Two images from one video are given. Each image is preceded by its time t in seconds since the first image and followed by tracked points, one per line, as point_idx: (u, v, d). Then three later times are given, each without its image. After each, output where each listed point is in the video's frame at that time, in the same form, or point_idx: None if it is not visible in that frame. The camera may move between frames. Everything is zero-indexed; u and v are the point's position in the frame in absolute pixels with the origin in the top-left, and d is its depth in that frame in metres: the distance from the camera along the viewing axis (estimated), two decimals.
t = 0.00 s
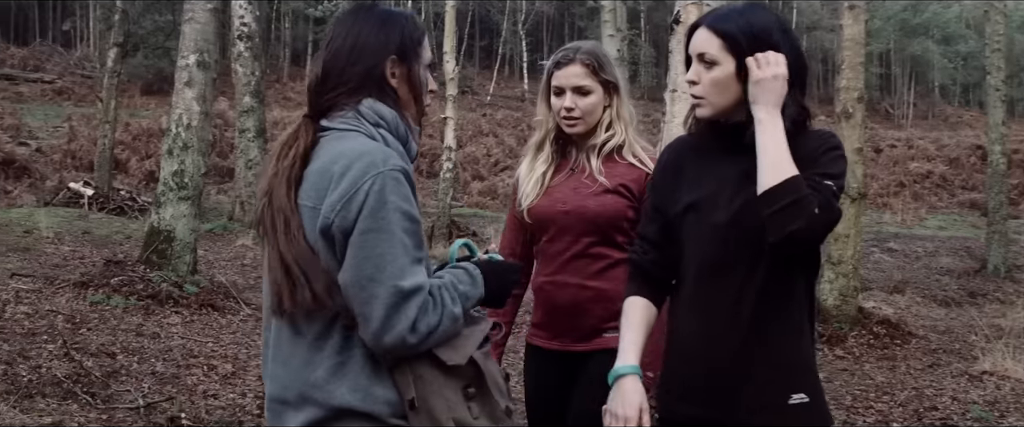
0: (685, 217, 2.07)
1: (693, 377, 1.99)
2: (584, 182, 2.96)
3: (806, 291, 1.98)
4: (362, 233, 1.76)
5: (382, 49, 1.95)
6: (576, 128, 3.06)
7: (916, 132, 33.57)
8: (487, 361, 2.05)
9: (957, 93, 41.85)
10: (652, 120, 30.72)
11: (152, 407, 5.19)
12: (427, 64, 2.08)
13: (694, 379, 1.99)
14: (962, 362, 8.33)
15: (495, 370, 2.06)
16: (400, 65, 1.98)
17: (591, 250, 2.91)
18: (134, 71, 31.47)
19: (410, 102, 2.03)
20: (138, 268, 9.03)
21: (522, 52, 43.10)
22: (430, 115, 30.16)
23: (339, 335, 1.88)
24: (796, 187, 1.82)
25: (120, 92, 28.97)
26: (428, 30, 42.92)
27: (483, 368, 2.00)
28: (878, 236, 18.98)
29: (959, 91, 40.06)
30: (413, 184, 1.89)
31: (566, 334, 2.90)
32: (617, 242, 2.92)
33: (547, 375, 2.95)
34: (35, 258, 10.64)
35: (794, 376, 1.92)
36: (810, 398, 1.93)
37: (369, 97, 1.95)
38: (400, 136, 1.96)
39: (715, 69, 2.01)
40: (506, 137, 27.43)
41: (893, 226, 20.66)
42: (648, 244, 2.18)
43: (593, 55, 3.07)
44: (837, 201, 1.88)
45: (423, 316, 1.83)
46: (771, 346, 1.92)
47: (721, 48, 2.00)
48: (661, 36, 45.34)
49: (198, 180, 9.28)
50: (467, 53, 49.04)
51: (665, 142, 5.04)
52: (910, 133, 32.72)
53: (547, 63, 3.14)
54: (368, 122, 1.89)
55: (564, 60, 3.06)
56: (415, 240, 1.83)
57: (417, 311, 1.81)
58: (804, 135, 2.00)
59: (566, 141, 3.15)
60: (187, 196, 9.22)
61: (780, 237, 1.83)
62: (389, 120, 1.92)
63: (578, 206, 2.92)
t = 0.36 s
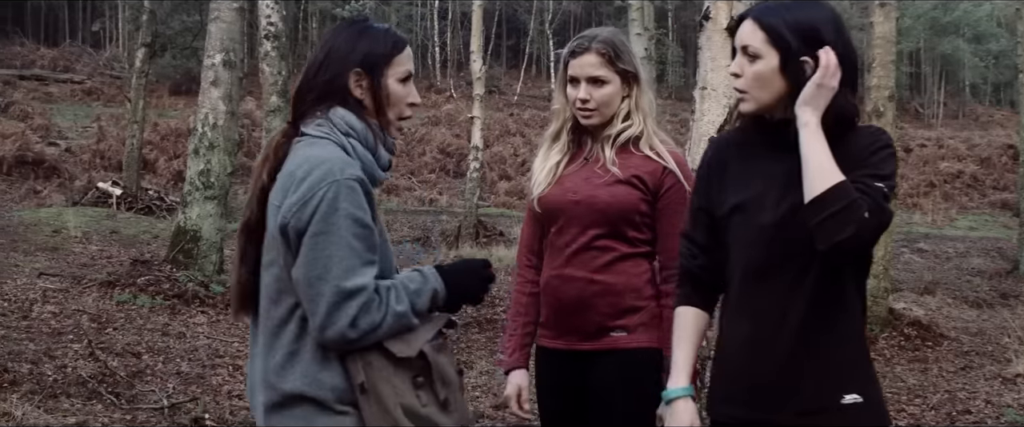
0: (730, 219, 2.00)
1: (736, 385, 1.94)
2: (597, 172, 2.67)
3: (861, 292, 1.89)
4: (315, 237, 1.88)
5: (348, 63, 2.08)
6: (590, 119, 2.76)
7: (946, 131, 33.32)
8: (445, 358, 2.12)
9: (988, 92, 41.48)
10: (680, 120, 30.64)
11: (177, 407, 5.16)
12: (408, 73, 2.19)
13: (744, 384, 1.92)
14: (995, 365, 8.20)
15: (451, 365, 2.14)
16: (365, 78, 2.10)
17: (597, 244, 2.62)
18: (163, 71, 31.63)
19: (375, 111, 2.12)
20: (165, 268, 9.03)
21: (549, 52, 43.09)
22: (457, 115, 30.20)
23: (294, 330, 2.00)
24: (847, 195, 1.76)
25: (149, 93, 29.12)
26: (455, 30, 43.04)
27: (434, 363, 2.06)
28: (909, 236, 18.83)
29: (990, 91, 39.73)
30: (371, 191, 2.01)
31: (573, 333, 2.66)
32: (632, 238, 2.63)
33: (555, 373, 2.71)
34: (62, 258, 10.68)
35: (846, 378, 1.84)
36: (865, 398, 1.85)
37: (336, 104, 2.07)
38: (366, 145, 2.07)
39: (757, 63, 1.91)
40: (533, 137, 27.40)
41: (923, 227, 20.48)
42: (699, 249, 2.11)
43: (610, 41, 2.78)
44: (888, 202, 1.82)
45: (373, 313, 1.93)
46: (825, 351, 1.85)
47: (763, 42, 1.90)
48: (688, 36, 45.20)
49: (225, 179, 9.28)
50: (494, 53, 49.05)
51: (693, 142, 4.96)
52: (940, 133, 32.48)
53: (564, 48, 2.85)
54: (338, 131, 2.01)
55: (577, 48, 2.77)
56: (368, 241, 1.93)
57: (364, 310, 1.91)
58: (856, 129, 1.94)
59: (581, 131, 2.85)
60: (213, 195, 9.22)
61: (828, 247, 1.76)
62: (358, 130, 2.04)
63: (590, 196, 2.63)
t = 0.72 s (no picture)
0: (819, 218, 2.05)
1: (815, 388, 1.97)
2: (618, 175, 2.57)
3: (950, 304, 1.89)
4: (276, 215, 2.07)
5: (330, 54, 2.29)
6: (610, 121, 2.67)
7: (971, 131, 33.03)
8: (422, 347, 2.26)
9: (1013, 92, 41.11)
10: (702, 121, 30.51)
11: (196, 409, 5.14)
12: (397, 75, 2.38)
13: (822, 383, 1.96)
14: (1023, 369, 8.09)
15: (430, 355, 2.29)
16: (344, 69, 2.29)
17: (618, 250, 2.51)
18: (184, 73, 31.68)
19: (351, 102, 2.32)
20: (185, 269, 9.00)
21: (570, 53, 42.96)
22: (478, 116, 30.13)
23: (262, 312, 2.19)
24: (941, 193, 1.77)
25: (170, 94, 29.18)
26: (476, 31, 43.05)
27: (402, 349, 2.19)
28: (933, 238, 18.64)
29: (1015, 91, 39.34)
30: (333, 170, 2.19)
31: (591, 343, 2.56)
32: (655, 243, 2.51)
33: (577, 383, 2.61)
34: (83, 258, 10.68)
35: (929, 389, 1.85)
36: (945, 417, 1.86)
37: (311, 88, 2.29)
38: (335, 130, 2.25)
39: (859, 63, 1.93)
40: (554, 137, 27.32)
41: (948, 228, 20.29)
42: (782, 251, 2.20)
43: (632, 40, 2.67)
44: (987, 208, 1.81)
45: (336, 292, 2.09)
46: (904, 363, 1.86)
47: (864, 41, 1.92)
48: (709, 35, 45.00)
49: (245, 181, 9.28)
50: (515, 53, 49.00)
51: (718, 143, 4.90)
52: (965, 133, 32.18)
53: (589, 48, 2.76)
54: (307, 115, 2.20)
55: (598, 47, 2.68)
56: (329, 220, 2.11)
57: (328, 286, 2.08)
58: (963, 135, 1.92)
59: (606, 134, 2.75)
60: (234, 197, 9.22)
61: (916, 246, 1.79)
62: (327, 115, 2.22)
63: (612, 199, 2.52)
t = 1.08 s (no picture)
0: (937, 226, 2.09)
1: (930, 384, 2.07)
2: (633, 178, 2.51)
3: None
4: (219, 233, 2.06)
5: (305, 55, 2.26)
6: (627, 121, 2.63)
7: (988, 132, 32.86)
8: (375, 367, 2.22)
9: None
10: (719, 121, 30.44)
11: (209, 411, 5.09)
12: (375, 79, 2.34)
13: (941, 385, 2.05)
14: None
15: (384, 377, 2.25)
16: (321, 71, 2.26)
17: (637, 253, 2.45)
18: (200, 73, 31.73)
19: (320, 102, 2.28)
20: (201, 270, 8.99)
21: (586, 53, 42.96)
22: (493, 116, 30.12)
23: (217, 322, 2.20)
24: None
25: (187, 95, 29.25)
26: (491, 31, 43.11)
27: (347, 368, 2.15)
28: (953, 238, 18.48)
29: None
30: (283, 184, 2.15)
31: (610, 349, 2.51)
32: (674, 247, 2.44)
33: (599, 395, 2.56)
34: (99, 259, 10.69)
35: None
36: None
37: (282, 91, 2.26)
38: (298, 136, 2.23)
39: (988, 81, 1.97)
40: (570, 138, 27.28)
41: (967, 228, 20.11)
42: (875, 247, 2.26)
43: (649, 39, 2.61)
44: None
45: (277, 310, 2.08)
46: None
47: (991, 54, 1.96)
48: (725, 36, 44.93)
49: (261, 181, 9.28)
50: (531, 54, 49.04)
51: (739, 144, 4.84)
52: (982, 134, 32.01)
53: (604, 46, 2.70)
54: (271, 119, 2.20)
55: (613, 46, 2.63)
56: (274, 234, 2.08)
57: (269, 305, 2.06)
58: None
59: (625, 135, 2.70)
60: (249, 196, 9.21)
61: None
62: (289, 120, 2.21)
63: (629, 202, 2.47)
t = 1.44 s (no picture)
0: None
1: (1007, 388, 1.92)
2: (651, 178, 2.48)
3: None
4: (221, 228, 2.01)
5: (310, 57, 2.22)
6: (641, 121, 2.60)
7: (1002, 131, 32.72)
8: (371, 365, 2.18)
9: None
10: (732, 120, 30.39)
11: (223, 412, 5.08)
12: (377, 84, 2.30)
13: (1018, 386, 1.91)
14: None
15: (379, 374, 2.19)
16: (323, 74, 2.22)
17: (654, 255, 2.42)
18: (214, 75, 31.82)
19: (321, 104, 2.24)
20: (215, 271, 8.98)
21: (599, 54, 43.00)
22: (506, 117, 30.12)
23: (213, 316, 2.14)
24: None
25: (200, 96, 29.32)
26: (504, 32, 43.18)
27: (345, 366, 2.10)
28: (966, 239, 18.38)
29: None
30: (283, 184, 2.10)
31: (627, 350, 2.48)
32: (690, 247, 2.41)
33: (617, 394, 2.53)
34: (113, 260, 10.71)
35: None
36: None
37: (284, 92, 2.22)
38: (300, 135, 2.18)
39: None
40: (583, 138, 27.26)
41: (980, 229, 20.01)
42: (947, 243, 2.12)
43: (663, 37, 2.58)
44: None
45: (273, 309, 2.02)
46: None
47: None
48: (738, 36, 44.91)
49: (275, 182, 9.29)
50: (544, 54, 49.09)
51: (753, 144, 4.80)
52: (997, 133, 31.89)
53: (617, 46, 2.67)
54: (272, 119, 2.15)
55: (627, 45, 2.59)
56: (273, 233, 2.03)
57: (265, 303, 2.01)
58: None
59: (637, 136, 2.68)
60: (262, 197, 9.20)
61: None
62: (290, 120, 2.16)
63: (646, 202, 2.44)
